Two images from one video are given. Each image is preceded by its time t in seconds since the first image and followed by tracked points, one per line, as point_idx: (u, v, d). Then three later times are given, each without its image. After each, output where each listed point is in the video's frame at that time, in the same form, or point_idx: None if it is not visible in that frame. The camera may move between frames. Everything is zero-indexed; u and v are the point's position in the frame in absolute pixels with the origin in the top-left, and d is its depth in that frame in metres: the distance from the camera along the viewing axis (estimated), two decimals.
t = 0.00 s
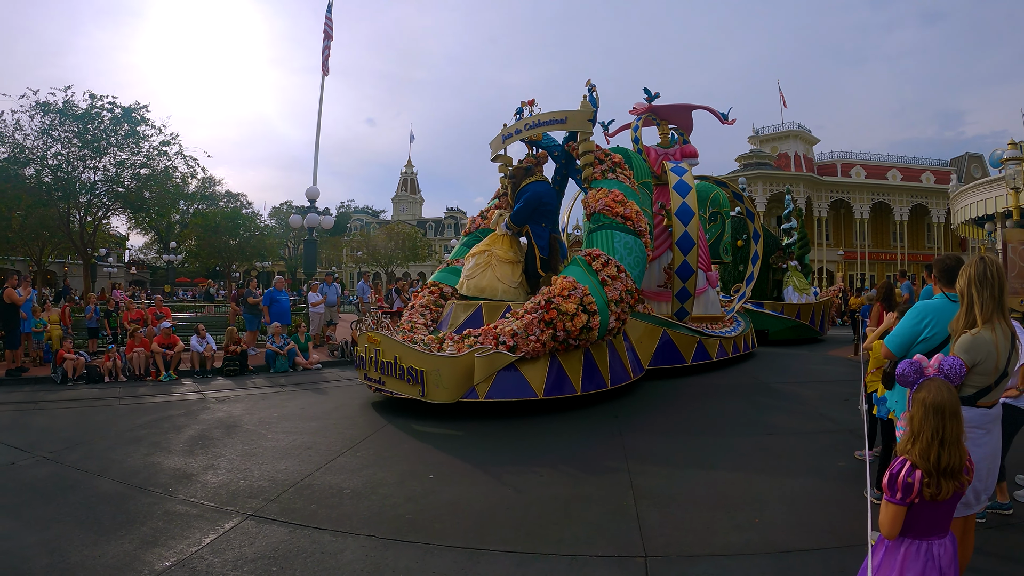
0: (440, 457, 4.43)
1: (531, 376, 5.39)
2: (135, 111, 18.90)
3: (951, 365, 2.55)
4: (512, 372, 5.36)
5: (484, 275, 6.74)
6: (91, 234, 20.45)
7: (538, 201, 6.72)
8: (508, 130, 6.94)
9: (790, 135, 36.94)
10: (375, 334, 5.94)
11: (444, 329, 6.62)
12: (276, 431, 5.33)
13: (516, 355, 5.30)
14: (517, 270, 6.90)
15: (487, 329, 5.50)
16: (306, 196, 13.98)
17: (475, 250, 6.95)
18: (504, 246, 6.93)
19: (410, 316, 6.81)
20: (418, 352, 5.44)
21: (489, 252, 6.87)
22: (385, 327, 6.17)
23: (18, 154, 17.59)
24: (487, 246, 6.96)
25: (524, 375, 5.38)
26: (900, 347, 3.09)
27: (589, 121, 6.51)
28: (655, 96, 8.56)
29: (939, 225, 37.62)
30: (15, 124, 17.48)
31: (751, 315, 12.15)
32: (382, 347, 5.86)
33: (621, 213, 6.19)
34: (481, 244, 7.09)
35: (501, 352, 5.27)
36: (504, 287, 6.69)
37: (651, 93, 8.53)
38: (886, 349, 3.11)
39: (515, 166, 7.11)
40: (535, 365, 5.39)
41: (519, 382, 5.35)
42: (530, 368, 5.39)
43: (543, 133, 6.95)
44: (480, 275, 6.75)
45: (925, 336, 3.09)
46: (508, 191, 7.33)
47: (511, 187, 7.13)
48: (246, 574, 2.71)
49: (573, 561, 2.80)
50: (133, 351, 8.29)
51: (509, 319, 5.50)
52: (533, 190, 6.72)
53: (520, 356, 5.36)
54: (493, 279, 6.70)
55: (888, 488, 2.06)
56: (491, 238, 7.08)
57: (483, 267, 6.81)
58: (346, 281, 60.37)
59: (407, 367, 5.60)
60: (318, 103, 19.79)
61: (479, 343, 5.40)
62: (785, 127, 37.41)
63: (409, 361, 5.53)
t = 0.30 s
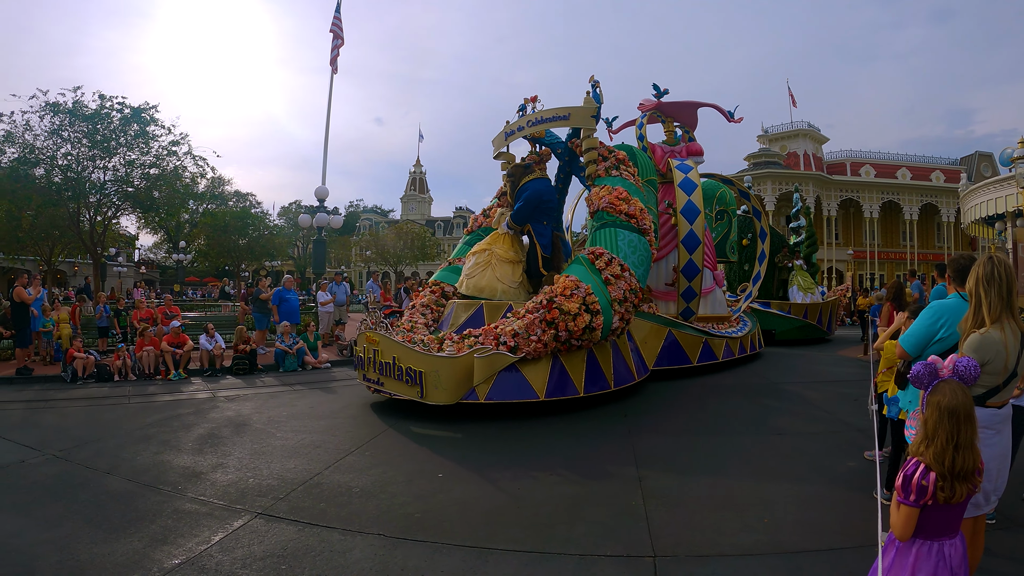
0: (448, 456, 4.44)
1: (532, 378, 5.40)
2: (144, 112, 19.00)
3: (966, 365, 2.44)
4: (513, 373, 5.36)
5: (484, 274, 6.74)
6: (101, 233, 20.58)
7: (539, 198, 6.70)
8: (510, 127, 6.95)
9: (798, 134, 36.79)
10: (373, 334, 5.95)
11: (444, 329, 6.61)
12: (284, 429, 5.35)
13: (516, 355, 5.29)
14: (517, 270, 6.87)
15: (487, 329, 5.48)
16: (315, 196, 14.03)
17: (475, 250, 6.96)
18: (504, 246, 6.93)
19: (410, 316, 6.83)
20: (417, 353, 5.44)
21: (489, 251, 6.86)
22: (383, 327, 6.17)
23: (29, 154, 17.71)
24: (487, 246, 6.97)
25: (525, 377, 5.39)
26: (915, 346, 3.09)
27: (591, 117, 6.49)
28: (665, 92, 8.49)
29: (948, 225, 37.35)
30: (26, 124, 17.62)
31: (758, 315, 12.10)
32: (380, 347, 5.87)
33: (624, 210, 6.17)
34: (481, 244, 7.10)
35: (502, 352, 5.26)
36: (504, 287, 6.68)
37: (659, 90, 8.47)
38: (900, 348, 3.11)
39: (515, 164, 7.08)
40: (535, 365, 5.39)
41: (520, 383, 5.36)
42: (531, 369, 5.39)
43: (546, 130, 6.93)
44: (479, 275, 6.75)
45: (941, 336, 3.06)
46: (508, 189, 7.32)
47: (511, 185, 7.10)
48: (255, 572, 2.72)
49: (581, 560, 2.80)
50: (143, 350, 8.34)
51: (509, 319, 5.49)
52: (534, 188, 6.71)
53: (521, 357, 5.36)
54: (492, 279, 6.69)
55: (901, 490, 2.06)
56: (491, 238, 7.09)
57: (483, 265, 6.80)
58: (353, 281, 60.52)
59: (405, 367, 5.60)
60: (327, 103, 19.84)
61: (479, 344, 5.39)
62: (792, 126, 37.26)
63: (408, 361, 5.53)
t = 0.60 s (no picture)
0: (452, 456, 4.45)
1: (530, 380, 5.36)
2: (150, 111, 19.08)
3: (974, 365, 2.41)
4: (512, 374, 5.33)
5: (481, 274, 6.71)
6: (107, 233, 20.64)
7: (536, 197, 6.70)
8: (509, 124, 6.94)
9: (805, 134, 36.69)
10: (368, 335, 5.94)
11: (442, 329, 6.60)
12: (290, 428, 5.35)
13: (514, 357, 5.26)
14: (515, 269, 6.85)
15: (484, 329, 5.46)
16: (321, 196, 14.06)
17: (473, 249, 6.94)
18: (502, 245, 6.92)
19: (407, 316, 6.84)
20: (412, 354, 5.42)
21: (486, 250, 6.85)
22: (378, 327, 6.16)
23: (35, 154, 17.79)
24: (485, 245, 6.96)
25: (524, 378, 5.35)
26: (925, 346, 3.07)
27: (592, 114, 6.49)
28: (670, 90, 8.45)
29: (955, 225, 37.19)
30: (32, 124, 17.70)
31: (762, 315, 12.08)
32: (376, 347, 5.85)
33: (625, 208, 6.15)
34: (479, 243, 7.08)
35: (499, 353, 5.23)
36: (502, 286, 6.65)
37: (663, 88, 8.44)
38: (909, 348, 3.10)
39: (514, 162, 7.08)
40: (533, 367, 5.37)
41: (519, 385, 5.31)
42: (529, 371, 5.37)
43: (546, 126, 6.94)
44: (477, 274, 6.72)
45: (952, 337, 3.05)
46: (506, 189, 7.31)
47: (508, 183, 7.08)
48: (261, 570, 2.73)
49: (586, 560, 2.79)
50: (149, 349, 8.37)
51: (507, 319, 5.47)
52: (530, 186, 6.72)
53: (518, 358, 5.33)
54: (489, 279, 6.66)
55: (909, 490, 2.05)
56: (490, 237, 7.06)
57: (480, 265, 6.78)
58: (359, 280, 60.63)
59: (400, 369, 5.58)
60: (333, 102, 19.87)
61: (475, 345, 5.36)
62: (798, 125, 37.18)
63: (402, 363, 5.51)
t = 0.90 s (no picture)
0: (456, 455, 4.45)
1: (528, 381, 5.33)
2: (156, 111, 19.15)
3: (979, 366, 2.36)
4: (510, 376, 5.28)
5: (478, 274, 6.72)
6: (114, 232, 20.70)
7: (534, 194, 6.68)
8: (508, 121, 6.92)
9: (812, 133, 36.62)
10: (363, 335, 5.90)
11: (439, 329, 6.57)
12: (296, 428, 5.36)
13: (510, 358, 5.20)
14: (512, 268, 6.84)
15: (481, 329, 5.41)
16: (327, 195, 14.08)
17: (469, 249, 6.96)
18: (499, 244, 6.91)
19: (405, 315, 6.85)
20: (408, 355, 5.38)
21: (484, 249, 6.85)
22: (374, 327, 6.13)
23: (41, 153, 17.85)
24: (482, 245, 6.96)
25: (522, 380, 5.31)
26: (933, 347, 3.06)
27: (592, 110, 6.45)
28: (676, 87, 8.42)
29: (961, 224, 37.04)
30: (38, 124, 17.76)
31: (765, 315, 12.05)
32: (371, 347, 5.81)
33: (625, 206, 6.15)
34: (476, 243, 7.10)
35: (495, 354, 5.17)
36: (499, 285, 6.65)
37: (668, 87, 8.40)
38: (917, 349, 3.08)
39: (514, 160, 7.06)
40: (531, 368, 5.33)
41: (517, 387, 5.27)
42: (527, 372, 5.33)
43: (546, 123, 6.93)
44: (474, 274, 6.73)
45: (959, 338, 3.05)
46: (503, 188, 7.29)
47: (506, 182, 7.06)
48: (267, 569, 2.74)
49: (592, 560, 2.79)
50: (156, 348, 8.40)
51: (504, 319, 5.43)
52: (527, 184, 6.70)
53: (515, 359, 5.28)
54: (486, 279, 6.66)
55: (918, 491, 2.05)
56: (487, 236, 7.07)
57: (478, 264, 6.79)
58: (365, 279, 60.71)
59: (395, 370, 5.54)
60: (339, 102, 19.89)
61: (472, 346, 5.30)
62: (804, 124, 37.09)
63: (398, 364, 5.48)
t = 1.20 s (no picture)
0: (465, 455, 4.46)
1: (529, 384, 5.28)
2: (165, 112, 19.26)
3: (992, 362, 2.28)
4: (510, 377, 5.24)
5: (477, 274, 6.73)
6: (123, 232, 20.81)
7: (535, 192, 6.64)
8: (509, 118, 6.93)
9: (821, 131, 36.46)
10: (360, 335, 5.85)
11: (440, 329, 6.54)
12: (304, 427, 5.37)
13: (510, 359, 5.16)
14: (511, 267, 6.82)
15: (480, 330, 5.36)
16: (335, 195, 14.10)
17: (469, 249, 6.99)
18: (499, 243, 6.91)
19: (405, 315, 6.85)
20: (406, 356, 5.33)
21: (484, 248, 6.86)
22: (371, 328, 6.08)
23: (51, 155, 17.97)
24: (482, 244, 6.97)
25: (523, 382, 5.27)
26: (942, 347, 3.06)
27: (595, 106, 6.41)
28: (684, 82, 8.37)
29: (971, 223, 36.79)
30: (48, 125, 17.88)
31: (772, 315, 12.00)
32: (368, 348, 5.76)
33: (628, 204, 6.12)
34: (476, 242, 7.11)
35: (495, 356, 5.13)
36: (498, 284, 6.63)
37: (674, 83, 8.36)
38: (926, 349, 3.09)
39: (515, 157, 7.05)
40: (532, 369, 5.29)
41: (518, 388, 5.23)
42: (528, 374, 5.29)
43: (547, 121, 6.94)
44: (473, 274, 6.75)
45: (969, 337, 3.04)
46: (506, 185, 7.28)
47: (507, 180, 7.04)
48: (277, 568, 2.75)
49: (601, 560, 2.79)
50: (165, 348, 8.45)
51: (504, 320, 5.40)
52: (530, 181, 6.67)
53: (515, 360, 5.24)
54: (485, 279, 6.67)
55: (940, 487, 2.02)
56: (487, 236, 7.09)
57: (477, 264, 6.81)
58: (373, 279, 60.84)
59: (392, 371, 5.49)
60: (348, 101, 19.92)
61: (471, 346, 5.25)
62: (812, 122, 36.93)
63: (395, 365, 5.42)
